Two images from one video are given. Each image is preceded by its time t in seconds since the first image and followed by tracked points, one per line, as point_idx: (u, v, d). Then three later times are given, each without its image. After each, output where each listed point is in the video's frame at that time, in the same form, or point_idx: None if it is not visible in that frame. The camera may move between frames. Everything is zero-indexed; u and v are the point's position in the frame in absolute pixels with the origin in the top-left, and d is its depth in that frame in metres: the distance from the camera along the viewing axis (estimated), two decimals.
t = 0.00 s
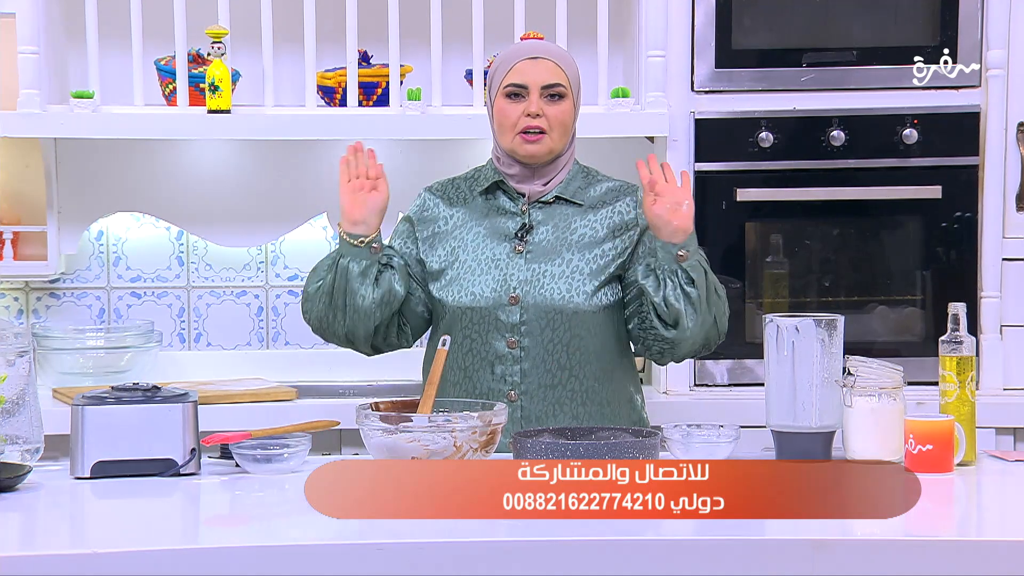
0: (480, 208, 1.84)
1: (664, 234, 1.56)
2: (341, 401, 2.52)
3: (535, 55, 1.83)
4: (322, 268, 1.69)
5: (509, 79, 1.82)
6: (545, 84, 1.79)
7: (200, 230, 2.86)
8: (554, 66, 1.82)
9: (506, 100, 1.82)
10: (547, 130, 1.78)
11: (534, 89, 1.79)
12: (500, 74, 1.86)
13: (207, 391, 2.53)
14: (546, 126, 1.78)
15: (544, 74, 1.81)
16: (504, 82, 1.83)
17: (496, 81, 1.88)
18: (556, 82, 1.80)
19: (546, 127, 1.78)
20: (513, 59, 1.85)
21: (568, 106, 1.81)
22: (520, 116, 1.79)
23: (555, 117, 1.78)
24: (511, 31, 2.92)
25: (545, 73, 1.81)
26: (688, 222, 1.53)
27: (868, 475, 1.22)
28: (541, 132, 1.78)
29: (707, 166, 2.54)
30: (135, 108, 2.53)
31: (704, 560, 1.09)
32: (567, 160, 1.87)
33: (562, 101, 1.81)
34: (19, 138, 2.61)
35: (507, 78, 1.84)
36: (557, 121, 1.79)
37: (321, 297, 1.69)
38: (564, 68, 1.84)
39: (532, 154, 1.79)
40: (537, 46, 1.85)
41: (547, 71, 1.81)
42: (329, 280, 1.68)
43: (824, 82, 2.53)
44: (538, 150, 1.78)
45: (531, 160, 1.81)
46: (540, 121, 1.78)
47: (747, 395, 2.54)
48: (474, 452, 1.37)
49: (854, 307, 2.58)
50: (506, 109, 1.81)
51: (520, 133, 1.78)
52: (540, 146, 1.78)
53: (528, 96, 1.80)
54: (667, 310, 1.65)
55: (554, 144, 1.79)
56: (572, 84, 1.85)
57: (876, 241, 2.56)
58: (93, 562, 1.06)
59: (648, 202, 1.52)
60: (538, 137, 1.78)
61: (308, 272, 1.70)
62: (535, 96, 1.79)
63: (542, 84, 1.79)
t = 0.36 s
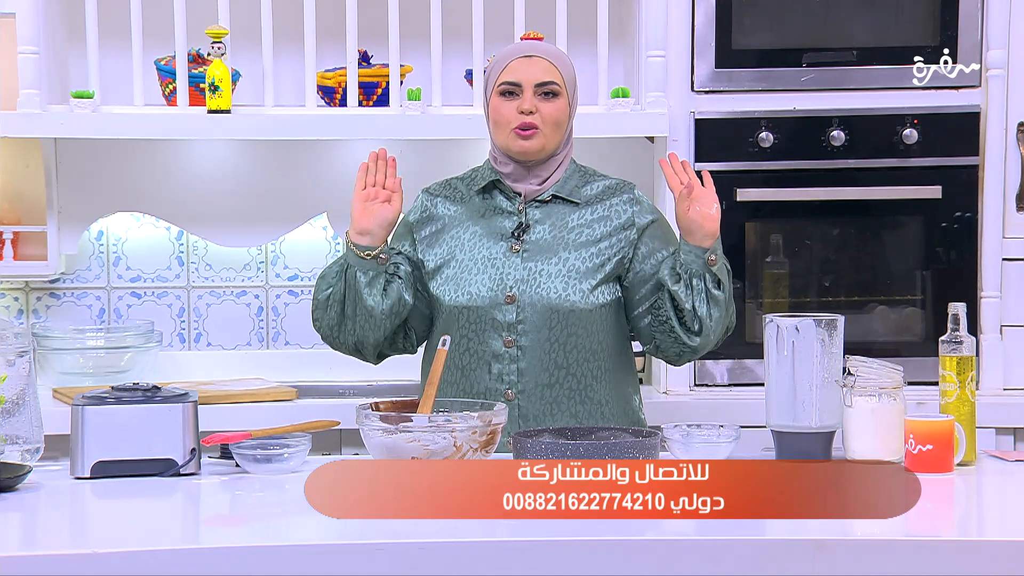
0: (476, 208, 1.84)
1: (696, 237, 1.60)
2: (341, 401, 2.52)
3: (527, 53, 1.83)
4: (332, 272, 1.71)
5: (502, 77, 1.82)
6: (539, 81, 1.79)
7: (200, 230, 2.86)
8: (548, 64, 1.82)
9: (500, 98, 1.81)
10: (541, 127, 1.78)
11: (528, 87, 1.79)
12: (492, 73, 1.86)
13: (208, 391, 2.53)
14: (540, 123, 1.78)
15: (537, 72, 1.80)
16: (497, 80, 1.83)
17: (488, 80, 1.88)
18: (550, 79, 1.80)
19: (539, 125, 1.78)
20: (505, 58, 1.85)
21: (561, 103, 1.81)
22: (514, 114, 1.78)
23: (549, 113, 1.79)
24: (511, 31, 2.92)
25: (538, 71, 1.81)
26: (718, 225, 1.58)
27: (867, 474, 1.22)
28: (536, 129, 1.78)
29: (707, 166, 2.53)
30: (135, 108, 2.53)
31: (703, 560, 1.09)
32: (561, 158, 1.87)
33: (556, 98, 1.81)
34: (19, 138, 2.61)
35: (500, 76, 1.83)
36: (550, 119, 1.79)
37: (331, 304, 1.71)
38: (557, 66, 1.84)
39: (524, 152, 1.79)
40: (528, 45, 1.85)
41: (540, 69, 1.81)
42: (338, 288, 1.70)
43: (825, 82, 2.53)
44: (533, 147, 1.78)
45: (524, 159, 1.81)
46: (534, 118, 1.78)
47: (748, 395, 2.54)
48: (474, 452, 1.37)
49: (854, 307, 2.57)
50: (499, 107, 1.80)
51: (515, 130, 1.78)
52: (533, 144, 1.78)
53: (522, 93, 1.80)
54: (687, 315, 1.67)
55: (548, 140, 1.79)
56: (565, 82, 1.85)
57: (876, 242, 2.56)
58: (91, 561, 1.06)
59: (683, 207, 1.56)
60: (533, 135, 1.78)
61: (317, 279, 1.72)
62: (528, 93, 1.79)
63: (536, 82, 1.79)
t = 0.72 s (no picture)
0: (476, 209, 1.83)
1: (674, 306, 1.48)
2: (341, 401, 2.53)
3: (541, 78, 1.77)
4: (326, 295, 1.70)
5: (517, 108, 1.77)
6: (557, 115, 1.76)
7: (200, 230, 2.86)
8: (563, 92, 1.78)
9: (516, 130, 1.78)
10: (560, 159, 1.78)
11: (546, 122, 1.76)
12: (502, 95, 1.80)
13: (207, 391, 2.53)
14: (559, 157, 1.77)
15: (554, 103, 1.76)
16: (511, 106, 1.78)
17: (495, 96, 1.82)
18: (567, 110, 1.77)
19: (560, 158, 1.77)
20: (516, 80, 1.78)
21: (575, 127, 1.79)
22: (533, 149, 1.76)
23: (567, 145, 1.77)
24: (511, 31, 2.92)
25: (556, 102, 1.76)
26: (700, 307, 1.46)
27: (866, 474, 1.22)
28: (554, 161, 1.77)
29: (707, 166, 2.53)
30: (135, 108, 2.53)
31: (703, 561, 1.09)
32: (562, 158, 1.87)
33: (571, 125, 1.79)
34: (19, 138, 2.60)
35: (514, 102, 1.78)
36: (568, 149, 1.78)
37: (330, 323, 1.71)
38: (567, 84, 1.79)
39: (544, 182, 1.80)
40: (538, 61, 1.78)
41: (558, 100, 1.77)
42: (339, 310, 1.69)
43: (825, 82, 2.53)
44: (553, 177, 1.79)
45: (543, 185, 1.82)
46: (555, 153, 1.76)
47: (748, 395, 2.54)
48: (474, 452, 1.37)
49: (854, 307, 2.57)
50: (517, 139, 1.77)
51: (534, 164, 1.77)
52: (553, 175, 1.79)
53: (539, 127, 1.76)
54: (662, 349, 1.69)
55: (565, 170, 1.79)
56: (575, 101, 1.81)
57: (876, 242, 2.56)
58: (91, 561, 1.06)
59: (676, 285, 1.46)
60: (553, 168, 1.78)
61: (316, 300, 1.70)
62: (547, 126, 1.76)
63: (555, 116, 1.76)
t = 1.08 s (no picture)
0: (481, 207, 1.83)
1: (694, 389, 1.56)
2: (341, 401, 2.53)
3: (548, 79, 1.74)
4: (343, 317, 1.71)
5: (526, 109, 1.75)
6: (566, 116, 1.73)
7: (200, 230, 2.86)
8: (572, 92, 1.75)
9: (524, 131, 1.76)
10: (569, 160, 1.76)
11: (555, 123, 1.73)
12: (510, 96, 1.77)
13: (207, 391, 2.53)
14: (568, 158, 1.75)
15: (564, 104, 1.73)
16: (518, 108, 1.76)
17: (502, 96, 1.79)
18: (576, 110, 1.75)
19: (567, 159, 1.75)
20: (523, 81, 1.75)
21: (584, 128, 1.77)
22: (542, 150, 1.75)
23: (576, 146, 1.76)
24: (511, 32, 2.92)
25: (565, 103, 1.74)
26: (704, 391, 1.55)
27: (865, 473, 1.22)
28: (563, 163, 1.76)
29: (707, 166, 2.53)
30: (136, 108, 2.53)
31: (703, 561, 1.09)
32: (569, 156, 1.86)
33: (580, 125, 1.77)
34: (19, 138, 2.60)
35: (521, 104, 1.76)
36: (576, 150, 1.76)
37: (345, 339, 1.72)
38: (576, 85, 1.77)
39: (552, 182, 1.78)
40: (545, 61, 1.75)
41: (567, 101, 1.74)
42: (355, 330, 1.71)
43: (825, 82, 2.53)
44: (561, 177, 1.77)
45: (549, 186, 1.80)
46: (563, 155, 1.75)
47: (748, 395, 2.54)
48: (474, 452, 1.37)
49: (854, 307, 2.58)
50: (525, 141, 1.75)
51: (543, 166, 1.76)
52: (560, 176, 1.77)
53: (549, 128, 1.74)
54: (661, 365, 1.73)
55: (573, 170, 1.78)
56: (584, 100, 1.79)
57: (876, 242, 2.56)
58: (91, 561, 1.06)
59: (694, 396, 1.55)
60: (561, 170, 1.76)
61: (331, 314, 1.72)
62: (556, 128, 1.74)
63: (563, 117, 1.74)
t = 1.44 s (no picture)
0: (483, 207, 1.83)
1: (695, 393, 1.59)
2: (341, 401, 2.53)
3: (555, 81, 1.74)
4: (344, 313, 1.72)
5: (532, 110, 1.74)
6: (572, 118, 1.73)
7: (200, 230, 2.86)
8: (578, 95, 1.75)
9: (530, 132, 1.75)
10: (572, 162, 1.76)
11: (561, 125, 1.73)
12: (516, 97, 1.77)
13: (207, 391, 2.53)
14: (571, 159, 1.75)
15: (570, 106, 1.73)
16: (524, 109, 1.76)
17: (508, 97, 1.79)
18: (582, 113, 1.75)
19: (572, 161, 1.76)
20: (530, 82, 1.75)
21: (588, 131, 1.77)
22: (547, 151, 1.74)
23: (580, 148, 1.75)
24: (511, 32, 2.92)
25: (571, 105, 1.74)
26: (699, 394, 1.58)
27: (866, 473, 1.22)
28: (566, 165, 1.76)
29: (707, 166, 2.53)
30: (136, 108, 2.53)
31: (704, 561, 1.09)
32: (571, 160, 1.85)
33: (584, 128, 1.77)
34: (19, 138, 2.60)
35: (528, 105, 1.75)
36: (580, 152, 1.76)
37: (346, 337, 1.73)
38: (582, 88, 1.77)
39: (555, 183, 1.78)
40: (552, 63, 1.75)
41: (573, 103, 1.74)
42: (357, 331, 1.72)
43: (825, 82, 2.53)
44: (564, 179, 1.77)
45: (552, 187, 1.80)
46: (567, 157, 1.74)
47: (748, 395, 2.54)
48: (474, 452, 1.37)
49: (854, 307, 2.58)
50: (531, 141, 1.75)
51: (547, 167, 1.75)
52: (563, 177, 1.77)
53: (554, 129, 1.74)
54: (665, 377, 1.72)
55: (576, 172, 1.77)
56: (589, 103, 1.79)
57: (876, 241, 2.56)
58: (91, 561, 1.06)
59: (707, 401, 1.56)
60: (565, 171, 1.76)
61: (333, 313, 1.73)
62: (561, 129, 1.74)
63: (569, 118, 1.73)
